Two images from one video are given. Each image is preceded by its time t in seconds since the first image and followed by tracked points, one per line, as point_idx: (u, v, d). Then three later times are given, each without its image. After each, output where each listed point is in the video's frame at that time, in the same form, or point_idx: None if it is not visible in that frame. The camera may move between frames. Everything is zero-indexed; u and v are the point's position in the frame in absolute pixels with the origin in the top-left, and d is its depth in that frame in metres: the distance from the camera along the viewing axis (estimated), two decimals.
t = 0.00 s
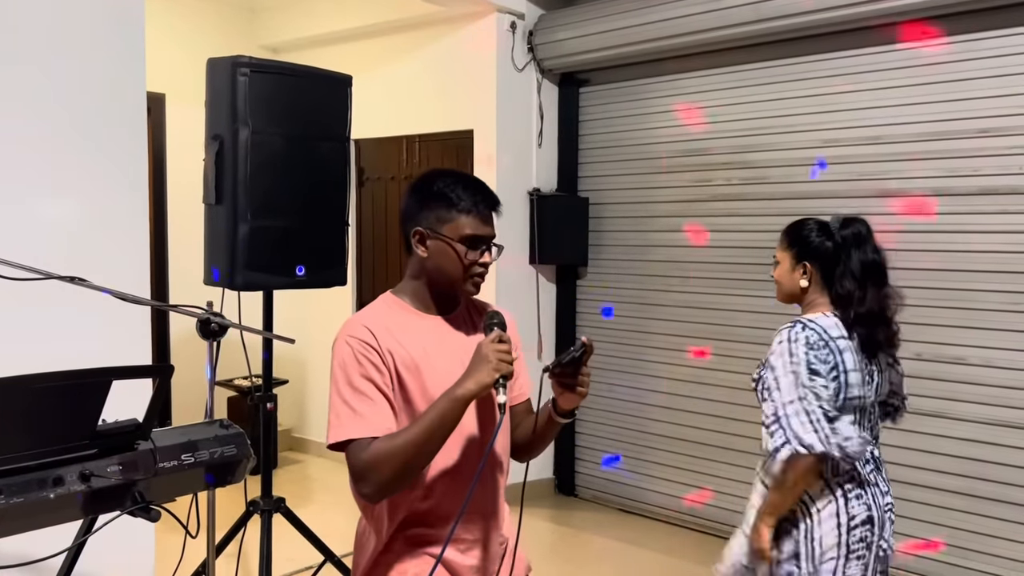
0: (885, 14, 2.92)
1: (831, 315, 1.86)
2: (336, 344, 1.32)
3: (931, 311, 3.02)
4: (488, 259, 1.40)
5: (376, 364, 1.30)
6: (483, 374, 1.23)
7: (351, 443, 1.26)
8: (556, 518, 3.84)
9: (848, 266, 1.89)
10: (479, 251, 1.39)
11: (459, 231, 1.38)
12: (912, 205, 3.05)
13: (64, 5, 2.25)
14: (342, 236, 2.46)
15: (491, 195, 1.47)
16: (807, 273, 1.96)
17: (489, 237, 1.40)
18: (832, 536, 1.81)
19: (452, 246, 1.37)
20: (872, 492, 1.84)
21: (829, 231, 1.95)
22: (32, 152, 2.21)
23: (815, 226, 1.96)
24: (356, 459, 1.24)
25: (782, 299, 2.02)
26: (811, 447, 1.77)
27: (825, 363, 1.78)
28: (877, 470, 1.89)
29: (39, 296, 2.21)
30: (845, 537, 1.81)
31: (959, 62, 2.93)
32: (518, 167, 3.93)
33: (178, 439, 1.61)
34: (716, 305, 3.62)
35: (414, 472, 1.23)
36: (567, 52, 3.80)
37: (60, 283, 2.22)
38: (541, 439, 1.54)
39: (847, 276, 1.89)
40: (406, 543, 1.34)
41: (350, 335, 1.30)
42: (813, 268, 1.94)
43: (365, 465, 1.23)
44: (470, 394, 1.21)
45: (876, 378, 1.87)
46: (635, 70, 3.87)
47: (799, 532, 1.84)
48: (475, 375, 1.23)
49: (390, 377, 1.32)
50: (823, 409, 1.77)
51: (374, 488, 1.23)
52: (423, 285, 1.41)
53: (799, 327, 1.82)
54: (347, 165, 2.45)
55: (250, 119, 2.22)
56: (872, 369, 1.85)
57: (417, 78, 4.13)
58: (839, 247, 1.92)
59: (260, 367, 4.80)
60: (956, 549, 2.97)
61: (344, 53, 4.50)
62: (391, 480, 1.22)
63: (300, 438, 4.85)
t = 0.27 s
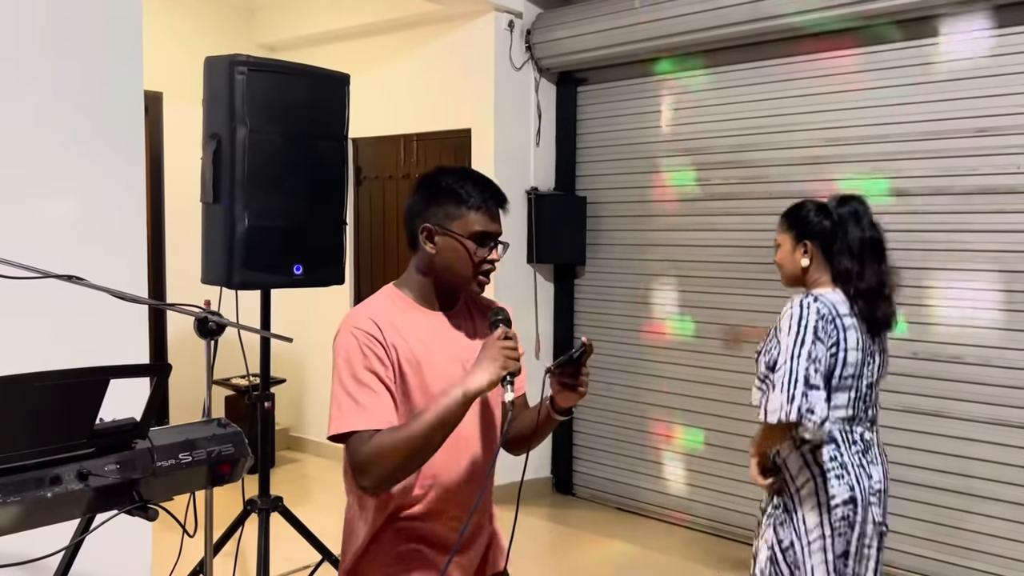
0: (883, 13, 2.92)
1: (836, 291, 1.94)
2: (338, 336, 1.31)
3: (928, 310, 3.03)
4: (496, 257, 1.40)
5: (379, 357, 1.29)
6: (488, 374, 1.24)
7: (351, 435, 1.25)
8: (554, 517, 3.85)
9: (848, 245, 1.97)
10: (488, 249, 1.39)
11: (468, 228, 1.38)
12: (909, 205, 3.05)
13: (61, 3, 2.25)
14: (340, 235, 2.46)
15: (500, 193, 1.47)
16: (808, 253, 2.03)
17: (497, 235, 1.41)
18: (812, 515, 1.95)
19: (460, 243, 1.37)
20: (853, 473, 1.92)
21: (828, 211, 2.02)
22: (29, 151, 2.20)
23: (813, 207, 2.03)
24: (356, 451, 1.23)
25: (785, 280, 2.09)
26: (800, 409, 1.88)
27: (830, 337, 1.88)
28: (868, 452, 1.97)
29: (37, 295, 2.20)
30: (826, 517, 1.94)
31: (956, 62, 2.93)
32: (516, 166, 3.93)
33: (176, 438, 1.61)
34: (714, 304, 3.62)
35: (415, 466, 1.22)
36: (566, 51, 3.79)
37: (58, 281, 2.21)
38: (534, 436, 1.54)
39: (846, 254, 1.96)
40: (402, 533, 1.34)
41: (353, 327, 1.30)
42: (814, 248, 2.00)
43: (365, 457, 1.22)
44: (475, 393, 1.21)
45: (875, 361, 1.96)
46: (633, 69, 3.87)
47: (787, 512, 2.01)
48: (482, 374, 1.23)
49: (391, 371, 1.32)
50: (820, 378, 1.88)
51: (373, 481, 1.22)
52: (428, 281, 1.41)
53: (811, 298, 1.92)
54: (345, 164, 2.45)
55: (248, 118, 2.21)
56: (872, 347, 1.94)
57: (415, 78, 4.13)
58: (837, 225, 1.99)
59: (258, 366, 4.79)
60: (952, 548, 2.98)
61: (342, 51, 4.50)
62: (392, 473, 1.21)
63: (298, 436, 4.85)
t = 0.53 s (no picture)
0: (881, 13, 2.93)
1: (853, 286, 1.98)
2: (336, 334, 1.31)
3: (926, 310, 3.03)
4: (483, 257, 1.38)
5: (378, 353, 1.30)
6: (487, 353, 1.23)
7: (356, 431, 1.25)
8: (552, 516, 3.85)
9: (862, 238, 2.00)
10: (474, 249, 1.36)
11: (452, 230, 1.35)
12: (907, 205, 3.06)
13: (59, 2, 2.24)
14: (338, 235, 2.46)
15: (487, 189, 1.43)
16: (823, 246, 2.06)
17: (484, 234, 1.37)
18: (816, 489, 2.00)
19: (443, 246, 1.35)
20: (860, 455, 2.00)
21: (839, 204, 2.06)
22: (27, 150, 2.20)
23: (825, 202, 2.06)
24: (362, 447, 1.24)
25: (798, 274, 2.12)
26: (826, 408, 1.90)
27: (858, 338, 1.93)
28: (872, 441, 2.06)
29: (35, 294, 2.20)
30: (833, 491, 1.99)
31: (954, 61, 2.94)
32: (514, 166, 3.93)
33: (174, 437, 1.61)
34: (713, 304, 3.63)
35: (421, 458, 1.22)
36: (564, 51, 3.79)
37: (55, 281, 2.21)
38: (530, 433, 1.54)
39: (861, 247, 2.00)
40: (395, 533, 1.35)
41: (351, 325, 1.31)
42: (828, 242, 2.03)
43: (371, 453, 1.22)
44: (477, 374, 1.21)
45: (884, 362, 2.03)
46: (631, 69, 3.87)
47: (789, 488, 2.07)
48: (481, 353, 1.23)
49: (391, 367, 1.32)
50: (848, 379, 1.91)
51: (381, 474, 1.22)
52: (420, 281, 1.40)
53: (840, 296, 1.95)
54: (343, 164, 2.45)
55: (246, 117, 2.21)
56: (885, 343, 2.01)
57: (414, 77, 4.13)
58: (850, 219, 2.02)
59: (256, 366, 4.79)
60: (951, 547, 2.99)
61: (340, 51, 4.49)
62: (399, 467, 1.22)
63: (296, 436, 4.85)
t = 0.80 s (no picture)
0: (880, 13, 2.93)
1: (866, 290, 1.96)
2: (322, 331, 1.32)
3: (924, 309, 3.04)
4: (451, 243, 1.38)
5: (365, 342, 1.30)
6: (467, 315, 1.24)
7: (349, 418, 1.25)
8: (550, 516, 3.85)
9: (874, 239, 1.99)
10: (439, 237, 1.37)
11: (417, 221, 1.37)
12: (905, 204, 3.06)
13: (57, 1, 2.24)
14: (336, 234, 2.46)
15: (452, 176, 1.43)
16: (833, 246, 2.02)
17: (450, 221, 1.38)
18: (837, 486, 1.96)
19: (412, 237, 1.38)
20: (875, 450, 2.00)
21: (848, 204, 2.02)
22: (26, 151, 2.20)
23: (833, 202, 2.03)
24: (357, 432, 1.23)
25: (807, 272, 2.07)
26: (874, 419, 1.86)
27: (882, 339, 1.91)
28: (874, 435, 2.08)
29: (33, 294, 2.20)
30: (852, 490, 1.97)
31: (953, 62, 2.94)
32: (513, 166, 3.93)
33: (173, 437, 1.61)
34: (711, 304, 3.63)
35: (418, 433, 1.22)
36: (563, 50, 3.79)
37: (54, 281, 2.21)
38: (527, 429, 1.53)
39: (874, 248, 1.99)
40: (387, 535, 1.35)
41: (336, 318, 1.32)
42: (840, 242, 2.00)
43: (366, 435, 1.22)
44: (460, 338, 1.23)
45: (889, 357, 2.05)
46: (630, 69, 3.87)
47: (808, 486, 1.98)
48: (462, 316, 1.24)
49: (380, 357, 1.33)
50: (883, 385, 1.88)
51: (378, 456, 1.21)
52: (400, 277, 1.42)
53: (858, 299, 1.91)
54: (342, 163, 2.45)
55: (244, 117, 2.21)
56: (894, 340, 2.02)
57: (412, 77, 4.13)
58: (862, 220, 2.00)
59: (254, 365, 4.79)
60: (949, 546, 2.99)
61: (339, 51, 4.50)
62: (392, 447, 1.21)
63: (294, 436, 4.85)
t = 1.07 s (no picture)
0: (878, 14, 2.93)
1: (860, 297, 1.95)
2: (314, 328, 1.42)
3: (922, 310, 3.04)
4: (429, 232, 1.47)
5: (354, 334, 1.40)
6: (448, 291, 1.33)
7: (343, 403, 1.32)
8: (549, 516, 3.85)
9: (872, 248, 2.00)
10: (418, 226, 1.47)
11: (395, 214, 1.48)
12: (903, 205, 3.07)
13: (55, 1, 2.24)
14: (335, 234, 2.46)
15: (428, 175, 1.57)
16: (831, 255, 2.02)
17: (426, 212, 1.49)
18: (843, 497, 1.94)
19: (392, 230, 1.48)
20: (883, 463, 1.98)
21: (847, 214, 2.04)
22: (24, 150, 2.20)
23: (833, 211, 2.04)
24: (351, 415, 1.30)
25: (805, 280, 2.08)
26: (861, 425, 1.84)
27: (872, 345, 1.90)
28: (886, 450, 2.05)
29: (31, 294, 2.20)
30: (857, 501, 1.94)
31: (951, 63, 2.95)
32: (511, 166, 3.93)
33: (171, 437, 1.61)
34: (709, 304, 3.63)
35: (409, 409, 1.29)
36: (561, 51, 3.80)
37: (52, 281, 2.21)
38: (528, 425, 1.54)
39: (871, 257, 1.99)
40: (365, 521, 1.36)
41: (325, 315, 1.42)
42: (838, 251, 2.01)
43: (358, 416, 1.29)
44: (441, 311, 1.31)
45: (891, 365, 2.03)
46: (628, 69, 3.87)
47: (813, 497, 1.97)
48: (442, 289, 1.33)
49: (369, 348, 1.42)
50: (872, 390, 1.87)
51: (372, 437, 1.28)
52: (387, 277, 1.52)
53: (847, 305, 1.92)
54: (340, 163, 2.45)
55: (243, 117, 2.21)
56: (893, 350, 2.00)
57: (410, 77, 4.14)
58: (860, 230, 2.01)
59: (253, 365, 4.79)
60: (947, 547, 3.00)
61: (337, 50, 4.49)
62: (382, 426, 1.28)
63: (293, 436, 4.84)
